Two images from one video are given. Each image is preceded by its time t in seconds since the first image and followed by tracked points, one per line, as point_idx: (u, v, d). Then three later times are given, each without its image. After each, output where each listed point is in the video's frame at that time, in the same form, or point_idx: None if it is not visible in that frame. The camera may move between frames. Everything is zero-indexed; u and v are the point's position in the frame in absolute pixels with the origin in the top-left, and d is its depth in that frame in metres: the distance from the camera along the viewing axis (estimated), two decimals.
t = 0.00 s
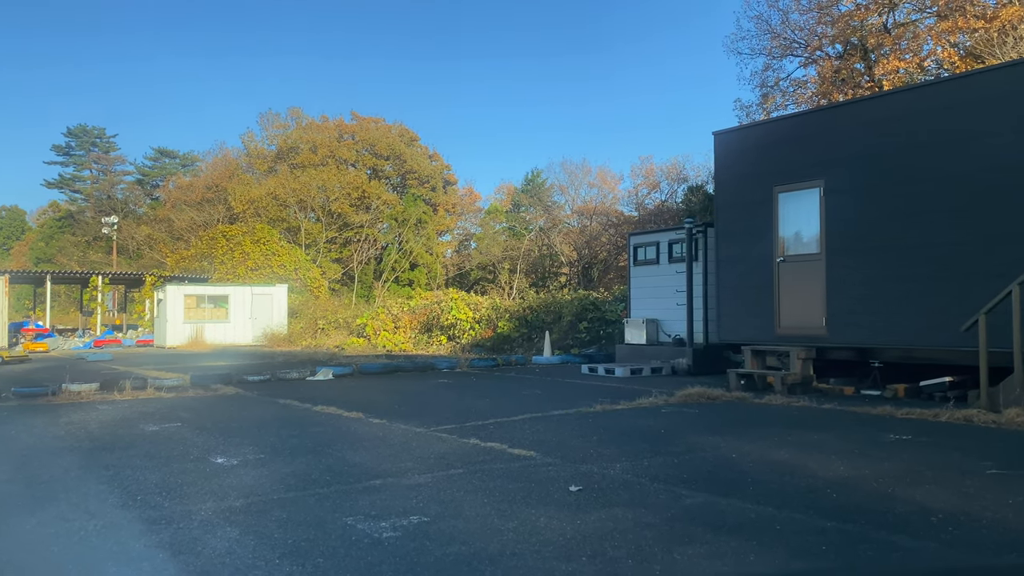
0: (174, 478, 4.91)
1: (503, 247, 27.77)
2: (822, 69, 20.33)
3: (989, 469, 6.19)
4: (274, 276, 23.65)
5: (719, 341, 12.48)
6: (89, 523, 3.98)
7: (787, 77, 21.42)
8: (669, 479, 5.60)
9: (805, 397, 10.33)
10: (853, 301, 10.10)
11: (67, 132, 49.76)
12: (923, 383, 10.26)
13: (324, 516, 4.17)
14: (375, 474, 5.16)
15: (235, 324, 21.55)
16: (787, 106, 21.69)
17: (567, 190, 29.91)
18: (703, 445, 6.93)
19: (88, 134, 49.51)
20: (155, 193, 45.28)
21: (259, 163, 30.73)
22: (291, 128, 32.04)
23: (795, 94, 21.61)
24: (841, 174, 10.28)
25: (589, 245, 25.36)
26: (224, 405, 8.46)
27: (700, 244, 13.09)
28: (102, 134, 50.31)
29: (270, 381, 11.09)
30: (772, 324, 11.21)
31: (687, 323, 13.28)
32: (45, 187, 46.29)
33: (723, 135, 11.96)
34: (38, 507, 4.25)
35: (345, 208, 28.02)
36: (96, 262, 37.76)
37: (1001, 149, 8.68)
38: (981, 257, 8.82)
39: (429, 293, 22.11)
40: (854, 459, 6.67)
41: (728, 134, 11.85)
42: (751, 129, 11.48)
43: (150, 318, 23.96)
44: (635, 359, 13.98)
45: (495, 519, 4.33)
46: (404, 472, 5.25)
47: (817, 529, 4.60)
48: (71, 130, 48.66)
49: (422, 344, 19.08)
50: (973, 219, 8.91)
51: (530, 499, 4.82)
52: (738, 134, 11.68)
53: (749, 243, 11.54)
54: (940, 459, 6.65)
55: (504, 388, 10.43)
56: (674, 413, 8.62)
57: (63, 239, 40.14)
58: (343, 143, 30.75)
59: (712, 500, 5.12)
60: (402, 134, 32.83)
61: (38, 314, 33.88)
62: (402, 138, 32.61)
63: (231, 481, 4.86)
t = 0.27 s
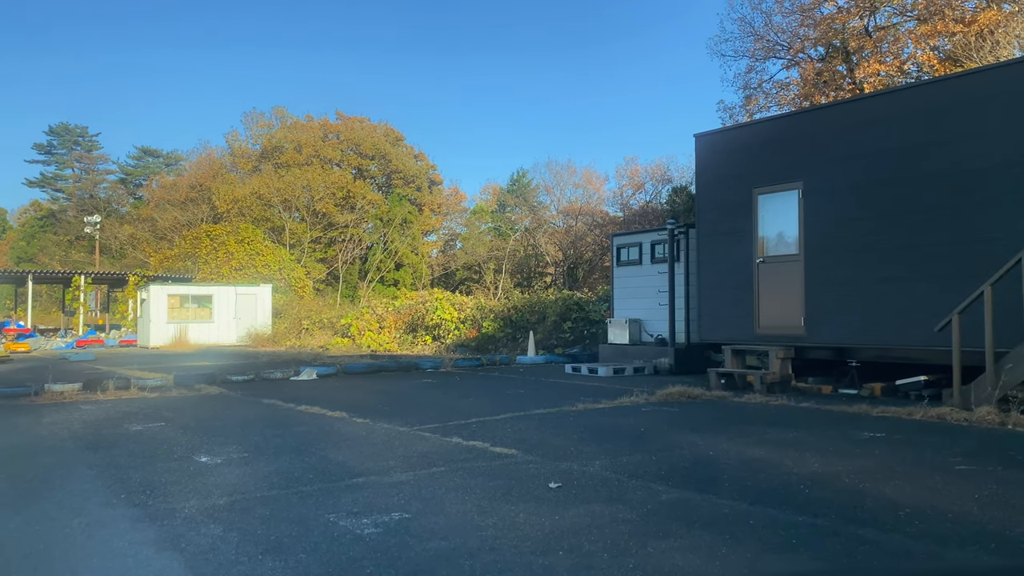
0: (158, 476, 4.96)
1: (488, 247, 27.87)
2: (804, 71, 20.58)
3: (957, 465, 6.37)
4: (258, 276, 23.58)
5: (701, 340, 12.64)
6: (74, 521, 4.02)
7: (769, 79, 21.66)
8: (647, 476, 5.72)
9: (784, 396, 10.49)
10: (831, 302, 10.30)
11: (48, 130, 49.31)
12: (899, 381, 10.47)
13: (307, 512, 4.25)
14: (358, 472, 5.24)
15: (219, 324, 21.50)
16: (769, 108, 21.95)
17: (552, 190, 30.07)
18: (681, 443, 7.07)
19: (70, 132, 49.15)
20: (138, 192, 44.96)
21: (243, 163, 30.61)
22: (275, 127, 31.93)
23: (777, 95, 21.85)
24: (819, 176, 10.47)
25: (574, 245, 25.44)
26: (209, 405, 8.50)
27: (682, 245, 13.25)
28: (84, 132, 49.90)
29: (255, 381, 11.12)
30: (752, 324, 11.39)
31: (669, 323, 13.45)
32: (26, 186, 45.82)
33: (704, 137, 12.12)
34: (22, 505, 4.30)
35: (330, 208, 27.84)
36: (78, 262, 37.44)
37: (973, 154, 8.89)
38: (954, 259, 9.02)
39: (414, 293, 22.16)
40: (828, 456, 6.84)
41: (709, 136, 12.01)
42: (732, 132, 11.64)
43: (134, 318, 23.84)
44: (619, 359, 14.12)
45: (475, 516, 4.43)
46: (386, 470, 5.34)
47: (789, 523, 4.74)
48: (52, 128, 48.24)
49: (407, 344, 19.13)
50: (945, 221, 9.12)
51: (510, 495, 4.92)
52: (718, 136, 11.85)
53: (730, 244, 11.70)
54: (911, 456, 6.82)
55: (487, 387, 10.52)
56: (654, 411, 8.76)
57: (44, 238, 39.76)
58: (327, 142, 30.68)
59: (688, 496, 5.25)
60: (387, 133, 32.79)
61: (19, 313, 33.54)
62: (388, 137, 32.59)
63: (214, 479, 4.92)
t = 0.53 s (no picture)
0: (141, 475, 5.02)
1: (473, 248, 27.95)
2: (786, 74, 20.83)
3: (927, 461, 6.55)
4: (242, 276, 23.52)
5: (682, 340, 12.81)
6: (58, 519, 4.08)
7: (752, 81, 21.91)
8: (625, 473, 5.85)
9: (762, 395, 10.67)
10: (808, 302, 10.49)
11: (29, 129, 48.84)
12: (875, 380, 10.68)
13: (290, 509, 4.33)
14: (340, 470, 5.32)
15: (202, 324, 21.43)
16: (752, 109, 22.20)
17: (537, 191, 30.21)
18: (659, 441, 7.20)
19: (51, 131, 48.74)
20: (120, 191, 44.63)
21: (227, 162, 30.49)
22: (259, 126, 31.81)
23: (760, 97, 22.10)
24: (797, 178, 10.65)
25: (560, 246, 25.51)
26: (192, 405, 8.54)
27: (664, 246, 13.41)
28: (66, 131, 49.45)
29: (238, 381, 11.14)
30: (732, 324, 11.56)
31: (650, 323, 13.61)
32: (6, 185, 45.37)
33: (684, 139, 12.28)
34: (6, 504, 4.34)
35: (314, 208, 27.76)
36: (59, 262, 37.10)
37: (945, 158, 9.10)
38: (926, 260, 9.23)
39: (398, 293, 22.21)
40: (802, 454, 6.99)
41: (690, 139, 12.16)
42: (712, 135, 11.81)
43: (116, 318, 23.71)
44: (601, 359, 14.26)
45: (455, 512, 4.52)
46: (368, 468, 5.42)
47: (761, 518, 4.87)
48: (33, 127, 47.79)
49: (391, 344, 19.18)
50: (919, 223, 9.32)
51: (491, 492, 5.02)
52: (698, 139, 12.03)
53: (710, 245, 11.87)
54: (883, 453, 6.99)
55: (471, 387, 10.61)
56: (634, 410, 8.90)
57: (24, 238, 39.38)
58: (312, 142, 30.64)
59: (664, 492, 5.38)
60: (372, 133, 32.76)
61: None
62: (373, 137, 32.57)
63: (198, 477, 4.98)
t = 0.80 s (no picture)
0: (126, 475, 5.05)
1: (460, 248, 27.99)
2: (770, 75, 21.03)
3: (903, 459, 6.69)
4: (226, 276, 23.41)
5: (666, 341, 12.94)
6: (42, 519, 4.10)
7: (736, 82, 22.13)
8: (606, 471, 5.94)
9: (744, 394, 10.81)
10: (789, 303, 10.64)
11: (10, 128, 48.35)
12: (855, 380, 10.85)
13: (274, 508, 4.38)
14: (324, 470, 5.37)
15: (186, 325, 21.34)
16: (736, 111, 22.41)
17: (524, 191, 30.31)
18: (641, 439, 7.31)
19: (33, 130, 48.27)
20: (103, 191, 44.29)
21: (212, 161, 30.35)
22: (244, 126, 31.67)
23: (744, 99, 22.32)
24: (777, 181, 10.81)
25: (546, 246, 25.49)
26: (176, 405, 8.55)
27: (648, 247, 13.54)
28: (48, 129, 49.00)
29: (223, 381, 11.14)
30: (715, 324, 11.70)
31: (634, 323, 13.73)
32: None
33: (668, 141, 12.41)
34: None
35: (299, 207, 27.81)
36: (41, 262, 36.76)
37: (922, 161, 9.28)
38: (904, 262, 9.40)
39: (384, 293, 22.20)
40: (781, 452, 7.12)
41: (673, 141, 12.29)
42: (695, 137, 11.94)
43: (99, 318, 23.55)
44: (586, 359, 14.37)
45: (438, 510, 4.59)
46: (352, 468, 5.47)
47: (738, 514, 4.98)
48: (15, 125, 47.33)
49: (377, 344, 19.20)
50: (897, 225, 9.49)
51: (473, 491, 5.10)
52: (681, 141, 12.16)
53: (693, 246, 12.00)
54: (860, 451, 7.13)
55: (456, 387, 10.68)
56: (618, 410, 9.00)
57: (5, 237, 38.97)
58: (297, 141, 30.56)
59: (644, 489, 5.47)
60: (358, 133, 32.72)
61: None
62: (358, 137, 32.52)
63: (182, 477, 5.01)
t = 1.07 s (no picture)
0: (111, 476, 5.02)
1: (448, 248, 27.95)
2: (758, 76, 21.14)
3: (888, 458, 6.76)
4: (213, 276, 23.27)
5: (654, 341, 13.00)
6: (27, 520, 4.08)
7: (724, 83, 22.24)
8: (593, 471, 5.97)
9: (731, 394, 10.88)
10: (776, 303, 10.72)
11: None
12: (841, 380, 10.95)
13: (261, 509, 4.38)
14: (312, 470, 5.37)
15: (173, 325, 21.20)
16: (724, 111, 22.52)
17: (512, 191, 30.32)
18: (629, 439, 7.35)
19: (18, 128, 47.83)
20: (89, 190, 43.95)
21: (198, 160, 30.17)
22: (232, 124, 31.49)
23: (732, 99, 22.44)
24: (764, 182, 10.89)
25: (534, 246, 25.48)
26: (163, 406, 8.50)
27: (636, 247, 13.60)
28: (33, 128, 48.56)
29: (210, 382, 11.10)
30: (702, 325, 11.77)
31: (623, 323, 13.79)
32: None
33: (656, 142, 12.45)
34: None
35: (287, 207, 27.74)
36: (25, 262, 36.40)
37: (907, 163, 9.38)
38: (889, 263, 9.51)
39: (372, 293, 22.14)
40: (767, 451, 7.18)
41: (660, 141, 12.34)
42: (683, 138, 11.99)
43: (85, 318, 23.37)
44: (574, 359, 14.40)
45: (426, 510, 4.60)
46: (340, 468, 5.48)
47: (724, 513, 5.02)
48: None
49: (365, 344, 19.16)
50: (882, 227, 9.59)
51: (461, 491, 5.11)
52: (668, 142, 12.23)
53: (681, 247, 12.06)
54: (845, 450, 7.21)
55: (444, 387, 10.68)
56: (606, 410, 9.04)
57: None
58: (284, 141, 30.44)
59: (631, 488, 5.51)
60: (346, 132, 32.62)
61: None
62: (346, 136, 32.41)
63: (169, 478, 5.00)
